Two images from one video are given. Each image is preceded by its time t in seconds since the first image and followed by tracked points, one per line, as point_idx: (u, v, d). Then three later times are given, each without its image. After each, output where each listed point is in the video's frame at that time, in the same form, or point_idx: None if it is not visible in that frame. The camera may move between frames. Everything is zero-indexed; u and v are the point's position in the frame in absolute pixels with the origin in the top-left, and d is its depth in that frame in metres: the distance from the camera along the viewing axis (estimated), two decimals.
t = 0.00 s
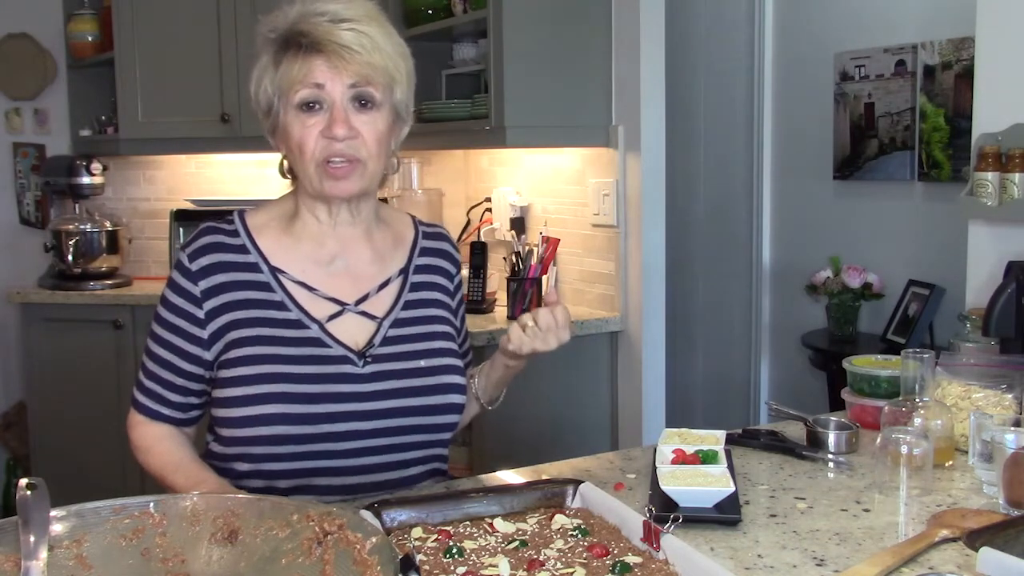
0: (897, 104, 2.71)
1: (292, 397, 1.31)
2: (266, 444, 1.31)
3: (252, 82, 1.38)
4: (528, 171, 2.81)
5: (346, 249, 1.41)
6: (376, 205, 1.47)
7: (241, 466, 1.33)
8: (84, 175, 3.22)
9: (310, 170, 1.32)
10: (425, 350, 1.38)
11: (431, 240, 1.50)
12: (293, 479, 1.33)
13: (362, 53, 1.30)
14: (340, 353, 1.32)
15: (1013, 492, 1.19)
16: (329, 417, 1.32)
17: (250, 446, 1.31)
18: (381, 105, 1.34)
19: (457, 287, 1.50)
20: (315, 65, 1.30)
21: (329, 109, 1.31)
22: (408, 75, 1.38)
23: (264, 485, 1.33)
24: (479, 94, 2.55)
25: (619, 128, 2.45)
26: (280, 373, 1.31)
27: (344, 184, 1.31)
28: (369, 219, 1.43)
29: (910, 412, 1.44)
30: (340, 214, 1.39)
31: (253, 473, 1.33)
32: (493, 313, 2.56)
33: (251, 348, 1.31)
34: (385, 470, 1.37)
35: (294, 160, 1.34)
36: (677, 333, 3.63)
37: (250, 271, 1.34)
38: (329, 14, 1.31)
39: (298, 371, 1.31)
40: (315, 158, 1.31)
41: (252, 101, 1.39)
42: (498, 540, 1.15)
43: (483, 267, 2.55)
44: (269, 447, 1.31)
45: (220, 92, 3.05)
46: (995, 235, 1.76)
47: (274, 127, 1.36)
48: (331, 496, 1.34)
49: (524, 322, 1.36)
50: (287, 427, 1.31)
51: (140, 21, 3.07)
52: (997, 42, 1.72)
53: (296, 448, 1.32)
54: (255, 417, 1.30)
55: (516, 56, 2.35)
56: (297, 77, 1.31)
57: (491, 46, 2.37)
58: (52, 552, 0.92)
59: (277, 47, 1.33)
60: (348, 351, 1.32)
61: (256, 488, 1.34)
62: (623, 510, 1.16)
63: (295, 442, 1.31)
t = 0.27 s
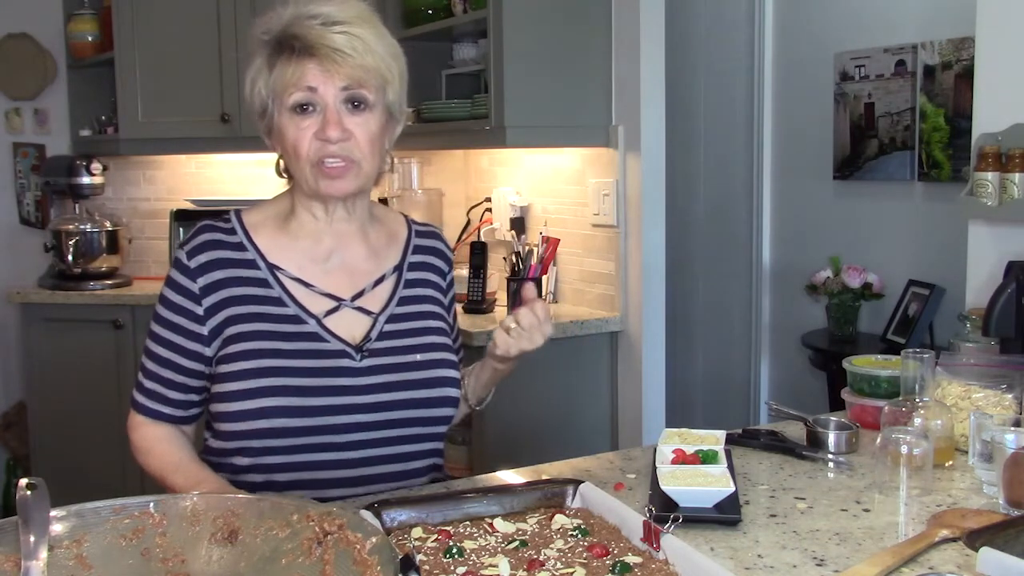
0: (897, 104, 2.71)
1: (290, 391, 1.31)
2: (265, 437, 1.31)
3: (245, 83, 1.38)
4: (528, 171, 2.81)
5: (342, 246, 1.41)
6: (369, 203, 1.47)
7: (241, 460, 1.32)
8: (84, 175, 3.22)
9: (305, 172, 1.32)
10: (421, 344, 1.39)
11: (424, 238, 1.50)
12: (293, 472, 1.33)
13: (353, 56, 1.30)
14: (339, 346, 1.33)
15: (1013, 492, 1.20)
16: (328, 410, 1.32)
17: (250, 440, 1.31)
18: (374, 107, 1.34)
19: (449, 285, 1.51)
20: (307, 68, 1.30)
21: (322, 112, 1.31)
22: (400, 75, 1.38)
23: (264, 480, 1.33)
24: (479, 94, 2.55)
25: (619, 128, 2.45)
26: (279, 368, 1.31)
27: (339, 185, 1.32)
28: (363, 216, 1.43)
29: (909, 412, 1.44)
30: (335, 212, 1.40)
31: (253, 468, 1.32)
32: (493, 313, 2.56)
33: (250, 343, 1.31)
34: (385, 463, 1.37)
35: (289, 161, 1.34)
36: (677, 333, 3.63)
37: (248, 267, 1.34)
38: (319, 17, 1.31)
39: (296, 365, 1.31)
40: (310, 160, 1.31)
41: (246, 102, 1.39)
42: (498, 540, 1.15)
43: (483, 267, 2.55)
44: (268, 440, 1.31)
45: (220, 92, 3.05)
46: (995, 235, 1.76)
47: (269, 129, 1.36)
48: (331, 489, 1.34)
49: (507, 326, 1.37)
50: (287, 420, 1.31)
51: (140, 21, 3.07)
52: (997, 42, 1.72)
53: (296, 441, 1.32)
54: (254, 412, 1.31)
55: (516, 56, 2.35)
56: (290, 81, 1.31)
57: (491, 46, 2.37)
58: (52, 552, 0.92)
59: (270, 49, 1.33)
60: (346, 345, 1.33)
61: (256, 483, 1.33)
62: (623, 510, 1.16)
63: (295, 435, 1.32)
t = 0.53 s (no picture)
0: (897, 104, 2.71)
1: (291, 388, 1.31)
2: (267, 434, 1.31)
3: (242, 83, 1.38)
4: (528, 171, 2.81)
5: (339, 245, 1.41)
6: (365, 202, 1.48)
7: (243, 457, 1.32)
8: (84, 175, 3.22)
9: (302, 173, 1.32)
10: (419, 340, 1.39)
11: (418, 237, 1.51)
12: (295, 469, 1.33)
13: (350, 59, 1.30)
14: (338, 343, 1.33)
15: (1013, 492, 1.19)
16: (329, 405, 1.32)
17: (251, 437, 1.31)
18: (371, 108, 1.34)
19: (443, 283, 1.51)
20: (305, 70, 1.30)
21: (320, 114, 1.31)
22: (397, 76, 1.38)
23: (267, 476, 1.33)
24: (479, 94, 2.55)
25: (619, 128, 2.45)
26: (279, 365, 1.31)
27: (337, 187, 1.32)
28: (360, 216, 1.44)
29: (910, 412, 1.44)
30: (333, 211, 1.40)
31: (256, 465, 1.32)
32: (493, 313, 2.56)
33: (251, 341, 1.31)
34: (387, 458, 1.37)
35: (287, 162, 1.34)
36: (677, 333, 3.63)
37: (247, 266, 1.34)
38: (316, 19, 1.31)
39: (296, 363, 1.31)
40: (308, 162, 1.31)
41: (242, 102, 1.39)
42: (498, 540, 1.15)
43: (483, 267, 2.55)
44: (270, 437, 1.31)
45: (220, 92, 3.05)
46: (995, 235, 1.76)
47: (266, 130, 1.36)
48: (333, 486, 1.34)
49: (501, 330, 1.37)
50: (289, 417, 1.31)
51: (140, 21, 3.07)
52: (997, 42, 1.72)
53: (298, 437, 1.32)
54: (256, 409, 1.31)
55: (516, 56, 2.35)
56: (288, 83, 1.30)
57: (491, 46, 2.37)
58: (52, 552, 0.92)
59: (268, 51, 1.33)
60: (346, 341, 1.33)
61: (259, 480, 1.32)
62: (623, 510, 1.16)
63: (296, 432, 1.31)
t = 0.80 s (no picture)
0: (897, 104, 2.71)
1: (292, 387, 1.31)
2: (269, 433, 1.31)
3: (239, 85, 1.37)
4: (528, 171, 2.81)
5: (338, 245, 1.41)
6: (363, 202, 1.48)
7: (245, 457, 1.32)
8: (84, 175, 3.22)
9: (304, 176, 1.32)
10: (418, 338, 1.39)
11: (415, 236, 1.51)
12: (297, 467, 1.33)
13: (350, 60, 1.30)
14: (339, 343, 1.33)
15: (1013, 492, 1.20)
16: (330, 404, 1.32)
17: (253, 436, 1.31)
18: (371, 109, 1.34)
19: (439, 282, 1.51)
20: (305, 73, 1.30)
21: (320, 116, 1.31)
22: (394, 76, 1.38)
23: (269, 476, 1.32)
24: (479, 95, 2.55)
25: (619, 128, 2.45)
26: (280, 365, 1.31)
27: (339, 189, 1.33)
28: (358, 216, 1.44)
29: (910, 412, 1.44)
30: (331, 211, 1.40)
31: (257, 464, 1.32)
32: (493, 313, 2.56)
33: (251, 341, 1.31)
34: (388, 457, 1.37)
35: (288, 164, 1.34)
36: (677, 333, 3.64)
37: (246, 266, 1.34)
38: (314, 22, 1.32)
39: (296, 362, 1.31)
40: (310, 165, 1.31)
41: (239, 103, 1.38)
42: (498, 540, 1.15)
43: (483, 266, 2.55)
44: (272, 436, 1.31)
45: (220, 92, 3.04)
46: (995, 235, 1.76)
47: (265, 132, 1.36)
48: (334, 485, 1.34)
49: (513, 343, 1.35)
50: (290, 416, 1.31)
51: (140, 21, 3.07)
52: (997, 42, 1.72)
53: (299, 436, 1.32)
54: (257, 409, 1.31)
55: (516, 56, 2.35)
56: (288, 86, 1.30)
57: (491, 46, 2.37)
58: (52, 552, 0.92)
59: (265, 54, 1.33)
60: (346, 341, 1.33)
61: (261, 479, 1.32)
62: (623, 510, 1.16)
63: (297, 430, 1.32)
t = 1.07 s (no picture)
0: (897, 104, 2.71)
1: (296, 386, 1.31)
2: (271, 432, 1.31)
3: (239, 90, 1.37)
4: (528, 171, 2.81)
5: (339, 245, 1.41)
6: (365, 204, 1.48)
7: (246, 456, 1.32)
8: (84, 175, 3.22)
9: (304, 183, 1.33)
10: (420, 339, 1.39)
11: (415, 238, 1.51)
12: (299, 467, 1.33)
13: (346, 68, 1.30)
14: (342, 341, 1.33)
15: (1013, 492, 1.20)
16: (334, 403, 1.32)
17: (256, 435, 1.31)
18: (369, 115, 1.34)
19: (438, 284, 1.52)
20: (302, 82, 1.30)
21: (318, 124, 1.31)
22: (393, 79, 1.38)
23: (270, 475, 1.32)
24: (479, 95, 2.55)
25: (619, 128, 2.45)
26: (284, 364, 1.31)
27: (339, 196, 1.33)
28: (360, 217, 1.44)
29: (910, 412, 1.44)
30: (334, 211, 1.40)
31: (259, 464, 1.32)
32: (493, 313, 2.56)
33: (253, 339, 1.31)
34: (389, 458, 1.37)
35: (288, 171, 1.35)
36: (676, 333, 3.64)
37: (249, 264, 1.34)
38: (311, 28, 1.31)
39: (301, 361, 1.31)
40: (309, 173, 1.32)
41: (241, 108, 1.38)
42: (498, 540, 1.15)
43: (483, 266, 2.55)
44: (275, 435, 1.31)
45: (220, 92, 3.04)
46: (995, 235, 1.76)
47: (266, 137, 1.36)
48: (335, 485, 1.34)
49: (529, 384, 1.30)
50: (294, 414, 1.31)
51: (140, 21, 3.07)
52: (997, 41, 1.72)
53: (302, 435, 1.32)
54: (260, 408, 1.31)
55: (516, 56, 2.35)
56: (286, 94, 1.30)
57: (491, 46, 2.37)
58: (52, 552, 0.92)
59: (263, 62, 1.33)
60: (349, 340, 1.34)
61: (262, 478, 1.32)
62: (623, 510, 1.16)
63: (301, 429, 1.31)
